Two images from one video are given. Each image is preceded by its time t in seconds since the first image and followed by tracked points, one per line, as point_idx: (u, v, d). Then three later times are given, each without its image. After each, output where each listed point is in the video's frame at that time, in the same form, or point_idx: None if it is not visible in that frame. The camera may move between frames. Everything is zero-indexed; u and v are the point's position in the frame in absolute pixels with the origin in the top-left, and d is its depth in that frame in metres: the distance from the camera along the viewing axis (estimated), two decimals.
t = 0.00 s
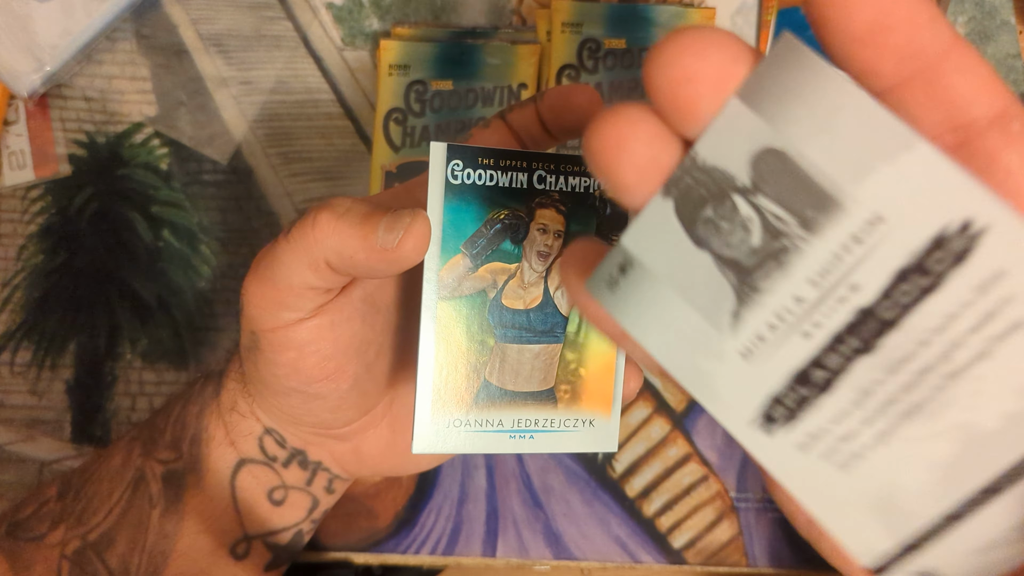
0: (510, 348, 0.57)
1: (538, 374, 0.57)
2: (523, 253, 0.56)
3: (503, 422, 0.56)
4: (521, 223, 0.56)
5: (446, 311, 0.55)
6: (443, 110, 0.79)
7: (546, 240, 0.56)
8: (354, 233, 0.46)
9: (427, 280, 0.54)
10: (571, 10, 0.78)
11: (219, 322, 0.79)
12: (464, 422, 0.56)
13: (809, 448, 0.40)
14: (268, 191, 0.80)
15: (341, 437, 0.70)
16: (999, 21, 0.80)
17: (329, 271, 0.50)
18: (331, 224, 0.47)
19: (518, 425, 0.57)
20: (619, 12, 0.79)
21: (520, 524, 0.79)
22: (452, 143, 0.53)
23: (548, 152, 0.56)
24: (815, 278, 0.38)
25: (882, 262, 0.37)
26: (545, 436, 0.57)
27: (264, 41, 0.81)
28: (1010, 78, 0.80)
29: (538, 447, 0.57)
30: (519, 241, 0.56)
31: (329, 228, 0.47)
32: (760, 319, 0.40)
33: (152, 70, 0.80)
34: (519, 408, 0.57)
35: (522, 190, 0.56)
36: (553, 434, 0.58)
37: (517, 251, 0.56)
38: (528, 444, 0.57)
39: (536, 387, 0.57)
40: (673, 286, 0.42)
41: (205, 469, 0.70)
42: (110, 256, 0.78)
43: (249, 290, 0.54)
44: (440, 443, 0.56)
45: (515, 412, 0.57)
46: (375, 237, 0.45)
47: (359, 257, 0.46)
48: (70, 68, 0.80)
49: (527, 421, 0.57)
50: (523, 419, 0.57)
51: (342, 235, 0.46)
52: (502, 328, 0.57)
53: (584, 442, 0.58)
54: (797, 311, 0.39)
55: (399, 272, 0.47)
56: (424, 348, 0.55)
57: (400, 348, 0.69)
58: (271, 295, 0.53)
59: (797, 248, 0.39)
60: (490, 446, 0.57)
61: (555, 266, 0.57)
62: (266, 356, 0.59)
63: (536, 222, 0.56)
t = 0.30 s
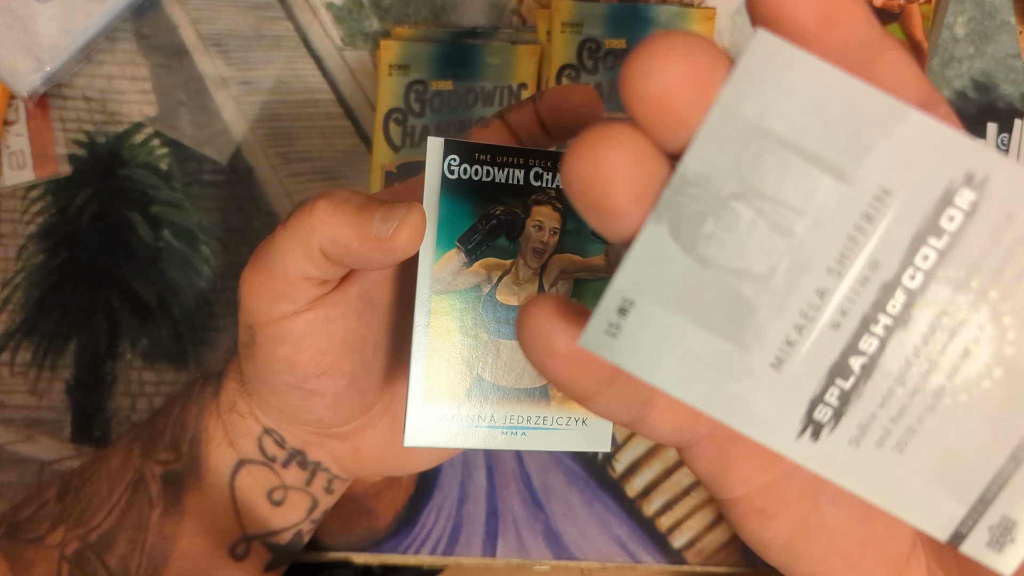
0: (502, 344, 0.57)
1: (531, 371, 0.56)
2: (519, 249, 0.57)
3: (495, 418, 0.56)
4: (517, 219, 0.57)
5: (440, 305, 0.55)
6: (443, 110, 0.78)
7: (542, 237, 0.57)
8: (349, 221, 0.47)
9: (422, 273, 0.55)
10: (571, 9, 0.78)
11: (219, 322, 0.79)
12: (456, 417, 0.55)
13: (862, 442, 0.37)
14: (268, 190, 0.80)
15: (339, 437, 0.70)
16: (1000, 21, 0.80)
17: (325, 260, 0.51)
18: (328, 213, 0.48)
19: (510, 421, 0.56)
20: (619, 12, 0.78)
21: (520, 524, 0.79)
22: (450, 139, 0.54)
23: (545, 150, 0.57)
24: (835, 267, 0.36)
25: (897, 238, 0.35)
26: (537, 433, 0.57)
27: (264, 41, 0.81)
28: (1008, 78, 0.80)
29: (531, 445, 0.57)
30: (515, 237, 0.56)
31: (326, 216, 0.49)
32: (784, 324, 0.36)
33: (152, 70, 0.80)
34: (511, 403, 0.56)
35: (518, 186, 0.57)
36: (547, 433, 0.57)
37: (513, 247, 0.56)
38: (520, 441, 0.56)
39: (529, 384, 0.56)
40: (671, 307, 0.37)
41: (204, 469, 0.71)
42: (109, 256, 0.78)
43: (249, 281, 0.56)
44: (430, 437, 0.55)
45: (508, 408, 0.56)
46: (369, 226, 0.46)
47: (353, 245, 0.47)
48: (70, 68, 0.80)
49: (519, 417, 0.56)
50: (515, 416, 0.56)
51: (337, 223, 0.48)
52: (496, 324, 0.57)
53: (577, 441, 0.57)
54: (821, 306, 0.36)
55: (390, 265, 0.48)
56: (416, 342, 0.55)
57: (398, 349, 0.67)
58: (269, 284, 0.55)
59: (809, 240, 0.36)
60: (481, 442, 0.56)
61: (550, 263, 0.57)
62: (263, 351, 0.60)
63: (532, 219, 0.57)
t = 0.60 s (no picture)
0: (499, 345, 0.56)
1: (527, 371, 0.57)
2: (515, 249, 0.56)
3: (490, 418, 0.56)
4: (513, 220, 0.56)
5: (435, 304, 0.55)
6: (443, 110, 0.78)
7: (538, 237, 0.56)
8: (344, 217, 0.50)
9: (418, 272, 0.55)
10: (571, 9, 0.78)
11: (219, 322, 0.79)
12: (452, 415, 0.56)
13: (908, 400, 0.40)
14: (268, 190, 0.80)
15: (336, 436, 0.70)
16: (999, 21, 0.80)
17: (320, 255, 0.53)
18: (326, 207, 0.51)
19: (506, 421, 0.56)
20: (619, 12, 0.79)
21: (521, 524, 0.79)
22: (446, 140, 0.55)
23: (542, 151, 0.57)
24: (895, 228, 0.37)
25: (961, 197, 0.37)
26: (533, 434, 0.57)
27: (264, 41, 0.81)
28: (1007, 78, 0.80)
29: (529, 445, 0.57)
30: (511, 237, 0.56)
31: (323, 211, 0.51)
32: (840, 282, 0.39)
33: (152, 70, 0.80)
34: (507, 404, 0.56)
35: (514, 187, 0.57)
36: (544, 433, 0.57)
37: (509, 248, 0.56)
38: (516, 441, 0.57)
39: (525, 384, 0.57)
40: (734, 262, 0.39)
41: (202, 469, 0.72)
42: (109, 255, 0.78)
43: (250, 274, 0.59)
44: (426, 436, 0.56)
45: (504, 408, 0.56)
46: (365, 222, 0.48)
47: (347, 240, 0.49)
48: (70, 68, 0.80)
49: (516, 417, 0.56)
50: (511, 416, 0.56)
51: (334, 218, 0.50)
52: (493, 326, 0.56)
53: (573, 442, 0.57)
54: (880, 264, 0.38)
55: (382, 262, 0.50)
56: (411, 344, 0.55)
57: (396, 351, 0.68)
58: (268, 275, 0.57)
59: (863, 204, 0.37)
60: (476, 442, 0.56)
61: (547, 263, 0.57)
62: (261, 348, 0.63)
63: (529, 219, 0.56)
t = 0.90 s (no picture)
0: (491, 343, 0.56)
1: (520, 369, 0.56)
2: (510, 248, 0.56)
3: (481, 415, 0.56)
4: (507, 219, 0.56)
5: (428, 300, 0.56)
6: (443, 110, 0.78)
7: (534, 237, 0.56)
8: (340, 205, 0.52)
9: (412, 268, 0.56)
10: (571, 9, 0.78)
11: (219, 322, 0.79)
12: (442, 411, 0.56)
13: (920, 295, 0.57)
14: (268, 191, 0.80)
15: (332, 438, 0.70)
16: (999, 21, 0.80)
17: (316, 244, 0.55)
18: (323, 194, 0.53)
19: (496, 418, 0.56)
20: (619, 12, 0.78)
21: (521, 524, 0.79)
22: (443, 136, 0.55)
23: (539, 149, 0.56)
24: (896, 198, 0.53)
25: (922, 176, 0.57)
26: (524, 433, 0.56)
27: (264, 41, 0.81)
28: (1008, 78, 0.80)
29: (520, 445, 0.56)
30: (506, 235, 0.56)
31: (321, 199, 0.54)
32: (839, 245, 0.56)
33: (152, 70, 0.80)
34: (498, 402, 0.56)
35: (510, 185, 0.56)
36: (536, 432, 0.57)
37: (503, 246, 0.56)
38: (506, 439, 0.56)
39: (517, 383, 0.56)
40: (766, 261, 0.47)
41: (200, 471, 0.73)
42: (109, 255, 0.79)
43: (245, 265, 0.60)
44: (416, 431, 0.56)
45: (494, 406, 0.56)
46: (361, 211, 0.51)
47: (342, 228, 0.52)
48: (70, 68, 0.80)
49: (506, 415, 0.56)
50: (502, 414, 0.56)
51: (330, 206, 0.52)
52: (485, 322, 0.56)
53: (565, 443, 0.57)
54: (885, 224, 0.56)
55: (374, 251, 0.52)
56: (405, 339, 0.56)
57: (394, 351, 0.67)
58: (261, 267, 0.59)
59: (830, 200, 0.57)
60: (466, 438, 0.56)
61: (542, 262, 0.56)
62: (254, 344, 0.64)
63: (524, 218, 0.56)
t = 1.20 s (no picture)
0: (514, 343, 0.57)
1: (538, 369, 0.57)
2: (535, 249, 0.56)
3: (498, 412, 0.57)
4: (534, 220, 0.56)
5: (452, 298, 0.55)
6: (443, 110, 0.78)
7: (559, 238, 0.56)
8: (371, 207, 0.51)
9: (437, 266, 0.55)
10: (571, 9, 0.78)
11: (219, 322, 0.79)
12: (460, 408, 0.56)
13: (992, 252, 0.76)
14: (268, 191, 0.80)
15: (341, 439, 0.71)
16: (999, 21, 0.80)
17: (344, 247, 0.54)
18: (352, 196, 0.52)
19: (513, 416, 0.57)
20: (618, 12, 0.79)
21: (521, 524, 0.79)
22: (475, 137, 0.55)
23: (567, 154, 0.56)
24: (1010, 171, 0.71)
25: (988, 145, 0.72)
26: (539, 432, 0.58)
27: (264, 41, 0.81)
28: (1008, 78, 0.80)
29: (534, 443, 0.58)
30: (532, 237, 0.56)
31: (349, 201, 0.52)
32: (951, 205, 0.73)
33: (152, 70, 0.80)
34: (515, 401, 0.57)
35: (537, 187, 0.56)
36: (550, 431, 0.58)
37: (529, 248, 0.56)
38: (522, 438, 0.57)
39: (535, 383, 0.57)
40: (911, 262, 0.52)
41: (206, 473, 0.73)
42: (110, 255, 0.78)
43: (266, 267, 0.59)
44: (432, 426, 0.56)
45: (512, 404, 0.57)
46: (393, 212, 0.50)
47: (374, 229, 0.51)
48: (70, 68, 0.80)
49: (523, 414, 0.57)
50: (519, 412, 0.57)
51: (360, 208, 0.51)
52: (510, 323, 0.57)
53: (577, 444, 0.58)
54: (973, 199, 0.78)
55: (405, 252, 0.51)
56: (427, 336, 0.56)
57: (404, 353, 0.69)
58: (285, 273, 0.58)
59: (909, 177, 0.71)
60: (481, 435, 0.57)
61: (566, 264, 0.57)
62: (274, 345, 0.63)
63: (550, 220, 0.56)
